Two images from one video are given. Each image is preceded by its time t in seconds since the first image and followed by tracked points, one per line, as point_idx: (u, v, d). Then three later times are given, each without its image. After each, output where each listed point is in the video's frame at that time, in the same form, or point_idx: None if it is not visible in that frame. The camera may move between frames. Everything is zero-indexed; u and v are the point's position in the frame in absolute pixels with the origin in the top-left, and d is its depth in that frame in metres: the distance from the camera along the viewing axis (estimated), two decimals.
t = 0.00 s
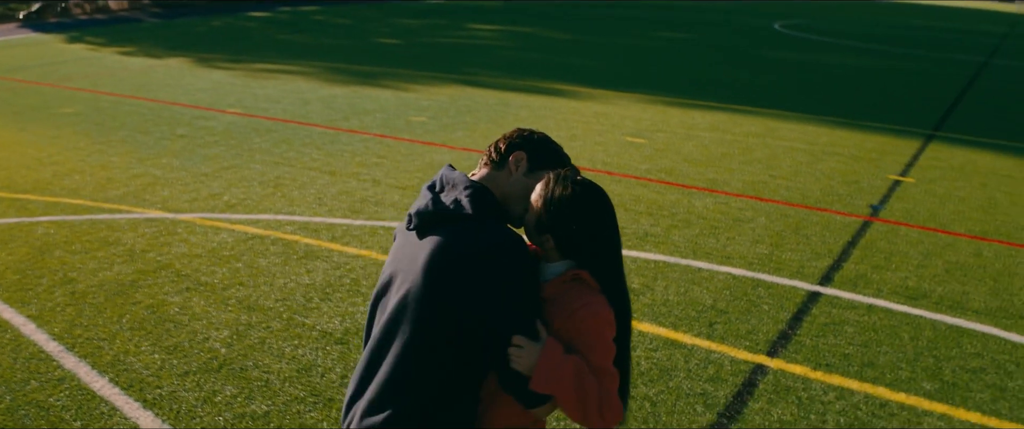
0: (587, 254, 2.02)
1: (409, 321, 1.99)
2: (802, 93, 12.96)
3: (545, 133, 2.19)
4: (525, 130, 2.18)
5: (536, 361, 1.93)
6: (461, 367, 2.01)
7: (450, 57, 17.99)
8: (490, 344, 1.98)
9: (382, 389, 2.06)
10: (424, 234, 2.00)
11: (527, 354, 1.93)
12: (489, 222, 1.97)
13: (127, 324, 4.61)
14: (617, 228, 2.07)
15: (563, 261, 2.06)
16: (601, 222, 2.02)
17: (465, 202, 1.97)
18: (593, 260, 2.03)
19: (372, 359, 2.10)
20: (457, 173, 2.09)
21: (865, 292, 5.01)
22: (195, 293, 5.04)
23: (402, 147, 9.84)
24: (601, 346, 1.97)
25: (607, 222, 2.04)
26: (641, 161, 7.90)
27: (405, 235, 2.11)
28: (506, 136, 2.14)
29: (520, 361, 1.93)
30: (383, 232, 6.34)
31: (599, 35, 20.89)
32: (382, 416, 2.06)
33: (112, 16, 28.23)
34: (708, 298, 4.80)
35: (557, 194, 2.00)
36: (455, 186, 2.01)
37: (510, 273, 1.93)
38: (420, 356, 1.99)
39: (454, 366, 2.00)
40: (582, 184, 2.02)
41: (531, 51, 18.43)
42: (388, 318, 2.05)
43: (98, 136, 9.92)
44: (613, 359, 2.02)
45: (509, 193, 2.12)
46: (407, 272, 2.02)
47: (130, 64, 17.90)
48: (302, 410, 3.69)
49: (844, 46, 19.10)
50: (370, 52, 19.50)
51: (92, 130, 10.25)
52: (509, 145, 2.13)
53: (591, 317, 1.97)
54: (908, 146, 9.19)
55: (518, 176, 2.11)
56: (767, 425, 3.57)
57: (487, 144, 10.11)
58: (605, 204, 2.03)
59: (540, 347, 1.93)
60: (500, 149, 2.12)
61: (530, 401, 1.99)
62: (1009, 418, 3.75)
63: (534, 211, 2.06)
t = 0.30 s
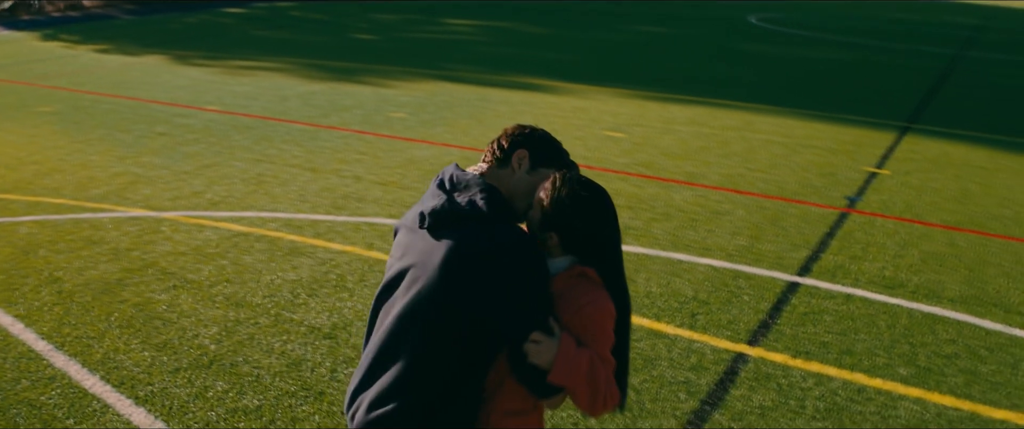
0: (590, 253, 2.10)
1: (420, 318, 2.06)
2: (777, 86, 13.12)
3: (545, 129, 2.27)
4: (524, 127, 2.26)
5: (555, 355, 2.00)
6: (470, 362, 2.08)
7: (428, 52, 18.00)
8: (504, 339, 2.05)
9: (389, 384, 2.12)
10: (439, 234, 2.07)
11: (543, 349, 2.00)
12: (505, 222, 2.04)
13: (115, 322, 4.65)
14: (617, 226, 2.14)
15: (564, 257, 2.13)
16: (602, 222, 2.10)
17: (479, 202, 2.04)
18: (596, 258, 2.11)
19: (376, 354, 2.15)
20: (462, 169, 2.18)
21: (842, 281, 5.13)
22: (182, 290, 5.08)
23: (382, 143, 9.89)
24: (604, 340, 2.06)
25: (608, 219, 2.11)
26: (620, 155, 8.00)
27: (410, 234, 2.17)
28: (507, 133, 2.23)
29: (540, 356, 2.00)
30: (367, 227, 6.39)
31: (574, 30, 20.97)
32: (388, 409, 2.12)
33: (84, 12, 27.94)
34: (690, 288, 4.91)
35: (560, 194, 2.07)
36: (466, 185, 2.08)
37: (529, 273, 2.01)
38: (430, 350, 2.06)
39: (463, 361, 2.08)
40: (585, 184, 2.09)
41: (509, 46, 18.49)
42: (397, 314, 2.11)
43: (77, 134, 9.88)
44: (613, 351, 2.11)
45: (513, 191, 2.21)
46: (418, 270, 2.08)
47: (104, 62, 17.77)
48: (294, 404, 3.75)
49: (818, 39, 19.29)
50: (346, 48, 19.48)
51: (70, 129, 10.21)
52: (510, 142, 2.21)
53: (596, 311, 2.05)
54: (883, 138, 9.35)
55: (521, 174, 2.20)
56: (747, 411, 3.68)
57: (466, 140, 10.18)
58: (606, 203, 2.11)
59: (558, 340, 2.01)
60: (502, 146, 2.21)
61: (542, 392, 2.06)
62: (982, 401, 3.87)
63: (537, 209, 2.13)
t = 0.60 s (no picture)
0: (584, 249, 2.17)
1: (423, 314, 2.09)
2: (750, 79, 13.28)
3: (537, 130, 2.35)
4: (517, 127, 2.33)
5: (556, 347, 2.05)
6: (472, 356, 2.12)
7: (402, 48, 18.02)
8: (505, 333, 2.08)
9: (389, 377, 2.15)
10: (442, 233, 2.09)
11: (546, 340, 2.04)
12: (507, 220, 2.06)
13: (99, 321, 4.68)
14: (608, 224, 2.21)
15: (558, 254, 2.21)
16: (595, 220, 2.17)
17: (483, 201, 2.06)
18: (590, 255, 2.18)
19: (376, 347, 2.18)
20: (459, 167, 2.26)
21: (815, 271, 5.26)
22: (164, 289, 5.12)
23: (359, 140, 9.93)
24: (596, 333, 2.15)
25: (601, 217, 2.18)
26: (596, 149, 8.10)
27: (411, 229, 2.19)
28: (501, 134, 2.31)
29: (541, 349, 2.04)
30: (346, 224, 6.44)
31: (548, 24, 21.05)
32: (388, 401, 2.15)
33: (52, 9, 27.63)
34: (667, 279, 5.01)
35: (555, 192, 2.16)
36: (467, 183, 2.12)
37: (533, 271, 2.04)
38: (432, 345, 2.10)
39: (465, 355, 2.11)
40: (579, 183, 2.17)
41: (483, 41, 18.54)
42: (398, 309, 2.14)
43: (51, 134, 9.84)
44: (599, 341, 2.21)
45: (509, 189, 2.29)
46: (421, 266, 2.11)
47: (75, 60, 17.63)
48: (280, 398, 3.80)
49: (788, 32, 19.49)
50: (320, 44, 19.44)
51: (44, 129, 10.16)
52: (504, 142, 2.29)
53: (589, 305, 2.14)
54: (854, 130, 9.51)
55: (515, 173, 2.28)
56: (725, 397, 3.78)
57: (442, 135, 10.24)
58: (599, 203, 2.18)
59: (559, 333, 2.06)
60: (497, 146, 2.29)
61: (540, 381, 2.10)
62: (950, 384, 3.99)
63: (534, 208, 2.21)
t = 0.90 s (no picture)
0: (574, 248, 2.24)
1: (422, 308, 2.17)
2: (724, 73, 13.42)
3: (527, 132, 2.41)
4: (510, 129, 2.40)
5: (543, 340, 2.16)
6: (468, 350, 2.20)
7: (377, 45, 18.02)
8: (501, 330, 2.17)
9: (388, 371, 2.22)
10: (439, 229, 2.17)
11: (534, 333, 2.15)
12: (501, 219, 2.16)
13: (84, 320, 4.71)
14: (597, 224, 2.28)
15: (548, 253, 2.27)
16: (586, 221, 2.24)
17: (478, 199, 2.15)
18: (579, 254, 2.25)
19: (375, 342, 2.25)
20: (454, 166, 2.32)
21: (790, 262, 5.38)
22: (149, 288, 5.16)
23: (337, 137, 9.96)
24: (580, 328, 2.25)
25: (590, 218, 2.25)
26: (574, 144, 8.20)
27: (408, 225, 2.27)
28: (494, 136, 2.37)
29: (530, 339, 2.14)
30: (328, 221, 6.49)
31: (523, 19, 21.11)
32: (385, 395, 2.23)
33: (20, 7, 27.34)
34: (646, 272, 5.11)
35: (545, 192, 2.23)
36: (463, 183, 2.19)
37: (527, 268, 2.14)
38: (431, 341, 2.17)
39: (462, 349, 2.19)
40: (570, 185, 2.24)
41: (458, 37, 18.59)
42: (397, 304, 2.21)
43: (27, 134, 9.81)
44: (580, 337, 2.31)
45: (501, 189, 2.35)
46: (419, 261, 2.18)
47: (47, 59, 17.50)
48: (269, 393, 3.87)
49: (761, 25, 19.66)
50: (294, 41, 19.40)
51: (19, 129, 10.11)
52: (497, 144, 2.35)
53: (575, 302, 2.25)
54: (827, 123, 9.67)
55: (507, 173, 2.34)
56: (704, 384, 3.88)
57: (419, 131, 10.30)
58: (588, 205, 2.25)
59: (547, 327, 2.17)
60: (490, 147, 2.35)
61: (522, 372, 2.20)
62: (922, 369, 4.12)
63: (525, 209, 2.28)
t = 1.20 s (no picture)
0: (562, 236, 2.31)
1: (421, 297, 2.25)
2: (705, 67, 13.54)
3: (516, 129, 2.52)
4: (498, 126, 2.50)
5: (534, 321, 2.22)
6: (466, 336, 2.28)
7: (358, 41, 18.04)
8: (496, 316, 2.25)
9: (390, 359, 2.30)
10: (434, 219, 2.25)
11: (524, 314, 2.21)
12: (492, 208, 2.24)
13: (76, 318, 4.76)
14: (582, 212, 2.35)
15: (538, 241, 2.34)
16: (572, 208, 2.31)
17: (470, 189, 2.23)
18: (567, 241, 2.31)
19: (376, 333, 2.33)
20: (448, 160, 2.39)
21: (771, 253, 5.49)
22: (140, 285, 5.21)
23: (321, 134, 10.02)
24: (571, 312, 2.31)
25: (577, 205, 2.32)
26: (557, 139, 8.29)
27: (403, 217, 2.34)
28: (483, 131, 2.47)
29: (521, 319, 2.21)
30: (315, 217, 6.56)
31: (504, 14, 21.18)
32: (388, 383, 2.30)
33: None
34: (630, 264, 5.21)
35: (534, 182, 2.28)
36: (456, 175, 2.27)
37: (520, 254, 2.23)
38: (431, 328, 2.26)
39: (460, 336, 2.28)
40: (555, 173, 2.29)
41: (440, 33, 18.63)
42: (397, 293, 2.29)
43: (11, 133, 9.80)
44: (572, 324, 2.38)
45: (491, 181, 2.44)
46: (417, 252, 2.26)
47: (26, 57, 17.41)
48: (264, 386, 3.94)
49: (741, 20, 19.80)
50: (276, 38, 19.38)
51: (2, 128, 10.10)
52: (487, 138, 2.45)
53: (566, 287, 2.30)
54: (806, 117, 9.80)
55: (497, 166, 2.43)
56: (689, 373, 3.98)
57: (403, 127, 10.36)
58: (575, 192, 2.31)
59: (538, 308, 2.23)
60: (480, 142, 2.45)
61: (512, 351, 2.26)
62: (900, 356, 4.24)
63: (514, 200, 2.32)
